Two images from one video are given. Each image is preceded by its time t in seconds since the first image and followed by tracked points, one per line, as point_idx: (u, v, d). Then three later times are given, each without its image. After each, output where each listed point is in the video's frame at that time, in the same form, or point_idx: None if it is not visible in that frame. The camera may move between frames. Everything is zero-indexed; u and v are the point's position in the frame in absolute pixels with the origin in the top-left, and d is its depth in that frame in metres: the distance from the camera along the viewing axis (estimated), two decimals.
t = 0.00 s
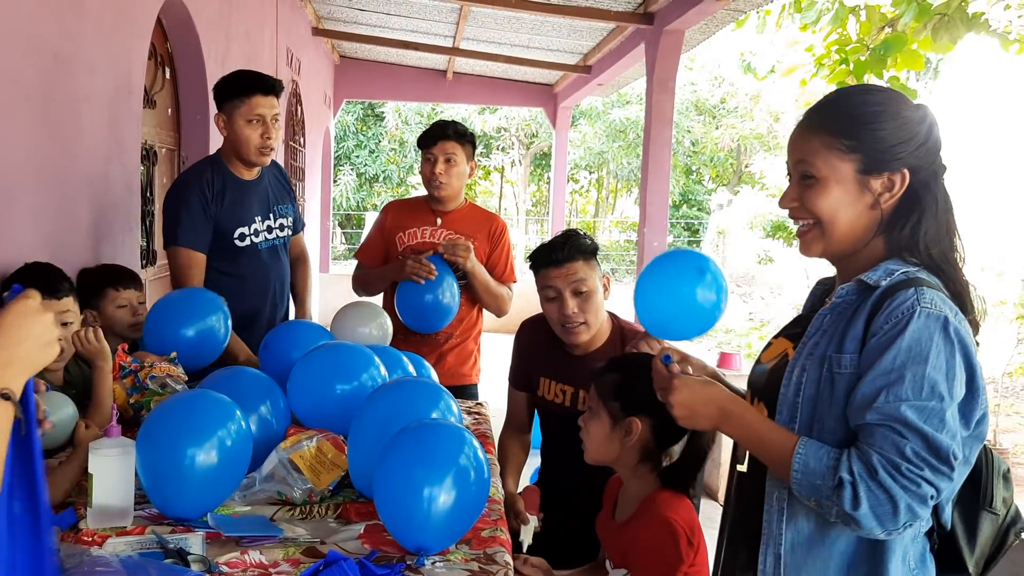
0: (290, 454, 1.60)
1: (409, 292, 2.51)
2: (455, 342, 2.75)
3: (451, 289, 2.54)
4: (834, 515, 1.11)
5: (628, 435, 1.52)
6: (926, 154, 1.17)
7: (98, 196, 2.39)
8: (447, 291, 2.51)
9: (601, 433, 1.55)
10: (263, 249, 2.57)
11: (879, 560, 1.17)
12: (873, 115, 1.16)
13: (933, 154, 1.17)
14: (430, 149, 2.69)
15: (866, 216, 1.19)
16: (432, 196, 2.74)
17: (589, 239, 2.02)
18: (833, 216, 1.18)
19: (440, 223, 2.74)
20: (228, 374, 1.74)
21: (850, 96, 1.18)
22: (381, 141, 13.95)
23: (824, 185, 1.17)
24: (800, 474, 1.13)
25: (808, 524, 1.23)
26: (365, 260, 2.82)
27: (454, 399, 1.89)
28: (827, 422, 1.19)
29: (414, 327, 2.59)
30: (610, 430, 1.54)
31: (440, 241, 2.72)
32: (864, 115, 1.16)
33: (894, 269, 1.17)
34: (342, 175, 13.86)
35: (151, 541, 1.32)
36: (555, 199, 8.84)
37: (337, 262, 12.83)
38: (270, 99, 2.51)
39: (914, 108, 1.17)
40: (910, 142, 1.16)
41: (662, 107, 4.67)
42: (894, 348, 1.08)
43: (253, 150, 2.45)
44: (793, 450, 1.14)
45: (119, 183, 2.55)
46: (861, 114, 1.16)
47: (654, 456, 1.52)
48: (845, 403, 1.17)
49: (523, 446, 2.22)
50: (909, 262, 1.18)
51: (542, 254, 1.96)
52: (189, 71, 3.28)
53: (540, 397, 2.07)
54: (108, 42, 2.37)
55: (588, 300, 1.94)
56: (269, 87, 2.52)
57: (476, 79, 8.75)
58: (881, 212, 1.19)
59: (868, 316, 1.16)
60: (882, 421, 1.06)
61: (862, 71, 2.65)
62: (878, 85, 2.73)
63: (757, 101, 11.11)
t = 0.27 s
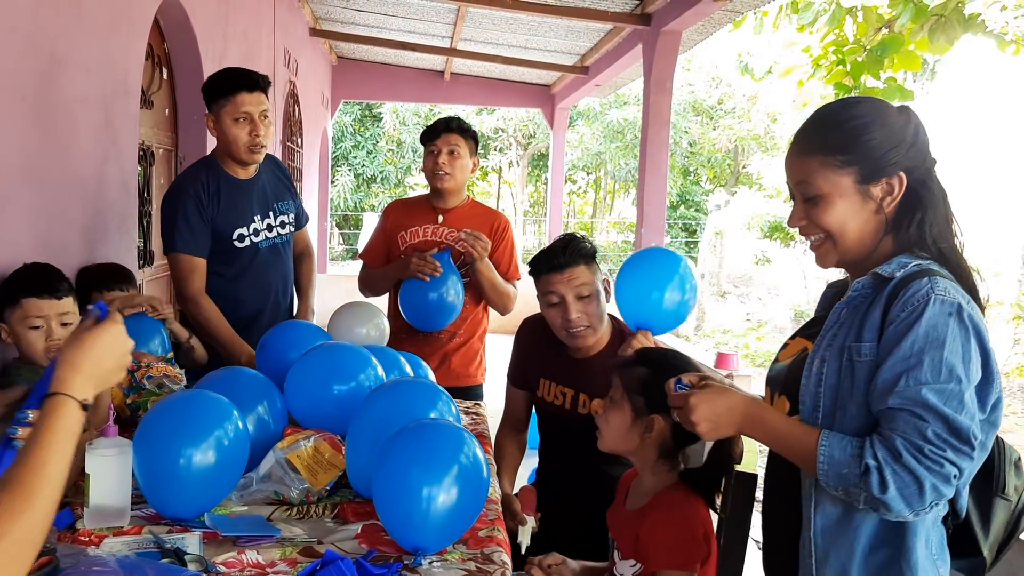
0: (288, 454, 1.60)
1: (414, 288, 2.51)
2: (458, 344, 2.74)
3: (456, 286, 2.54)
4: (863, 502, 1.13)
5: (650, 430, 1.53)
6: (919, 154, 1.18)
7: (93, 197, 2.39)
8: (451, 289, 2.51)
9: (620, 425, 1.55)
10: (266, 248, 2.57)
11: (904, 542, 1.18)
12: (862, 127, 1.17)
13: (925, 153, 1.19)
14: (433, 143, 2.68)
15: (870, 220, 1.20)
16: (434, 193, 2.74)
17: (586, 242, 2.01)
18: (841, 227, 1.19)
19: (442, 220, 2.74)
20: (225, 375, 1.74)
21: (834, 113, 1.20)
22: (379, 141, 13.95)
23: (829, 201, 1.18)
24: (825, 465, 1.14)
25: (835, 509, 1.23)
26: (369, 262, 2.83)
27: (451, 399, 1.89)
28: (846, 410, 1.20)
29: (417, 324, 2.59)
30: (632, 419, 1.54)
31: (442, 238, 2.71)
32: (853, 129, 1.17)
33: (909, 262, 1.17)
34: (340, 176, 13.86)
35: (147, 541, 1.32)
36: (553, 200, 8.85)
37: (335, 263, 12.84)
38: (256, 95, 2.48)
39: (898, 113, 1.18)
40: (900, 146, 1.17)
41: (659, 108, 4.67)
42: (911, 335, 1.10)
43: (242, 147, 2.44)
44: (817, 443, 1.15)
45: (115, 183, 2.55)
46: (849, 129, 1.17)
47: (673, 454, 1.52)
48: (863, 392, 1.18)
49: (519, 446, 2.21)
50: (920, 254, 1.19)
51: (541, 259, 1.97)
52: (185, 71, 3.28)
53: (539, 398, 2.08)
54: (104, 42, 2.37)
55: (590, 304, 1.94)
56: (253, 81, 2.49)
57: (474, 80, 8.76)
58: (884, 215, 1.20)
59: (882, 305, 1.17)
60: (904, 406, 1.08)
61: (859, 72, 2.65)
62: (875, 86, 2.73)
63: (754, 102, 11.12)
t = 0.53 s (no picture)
0: (285, 453, 1.59)
1: (413, 290, 2.51)
2: (460, 341, 2.73)
3: (457, 289, 2.53)
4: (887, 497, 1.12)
5: (663, 428, 1.53)
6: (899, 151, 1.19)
7: (91, 196, 2.38)
8: (451, 291, 2.51)
9: (634, 418, 1.55)
10: (265, 244, 2.57)
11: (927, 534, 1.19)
12: (840, 138, 1.17)
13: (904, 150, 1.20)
14: (431, 145, 2.68)
15: (867, 224, 1.20)
16: (435, 193, 2.74)
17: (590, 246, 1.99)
18: (843, 237, 1.19)
19: (443, 220, 2.73)
20: (220, 374, 1.73)
21: (807, 129, 1.20)
22: (377, 142, 13.95)
23: (825, 217, 1.18)
24: (848, 462, 1.14)
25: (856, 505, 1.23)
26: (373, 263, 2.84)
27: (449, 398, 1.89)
28: (865, 405, 1.20)
29: (417, 327, 2.59)
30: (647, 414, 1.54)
31: (443, 239, 2.71)
32: (832, 142, 1.17)
33: (921, 259, 1.17)
34: (338, 177, 13.85)
35: (144, 539, 1.32)
36: (551, 200, 8.84)
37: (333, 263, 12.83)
38: (246, 91, 2.46)
39: (870, 118, 1.19)
40: (880, 149, 1.18)
41: (657, 107, 4.67)
42: (930, 329, 1.10)
43: (232, 144, 2.43)
44: (838, 440, 1.15)
45: (113, 183, 2.55)
46: (829, 142, 1.17)
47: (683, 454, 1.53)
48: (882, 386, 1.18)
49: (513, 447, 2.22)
50: (929, 252, 1.19)
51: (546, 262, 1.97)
52: (183, 70, 3.28)
53: (536, 401, 2.07)
54: (102, 41, 2.37)
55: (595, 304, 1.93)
56: (243, 78, 2.47)
57: (472, 80, 8.76)
58: (879, 217, 1.20)
59: (899, 301, 1.17)
60: (926, 400, 1.08)
61: (858, 72, 2.65)
62: (873, 85, 2.73)
63: (752, 103, 11.12)
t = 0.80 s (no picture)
0: (282, 453, 1.58)
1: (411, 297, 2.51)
2: (462, 342, 2.73)
3: (454, 292, 2.53)
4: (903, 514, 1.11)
5: (672, 426, 1.52)
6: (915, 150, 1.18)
7: (88, 196, 2.38)
8: (448, 295, 2.50)
9: (643, 416, 1.54)
10: (262, 241, 2.55)
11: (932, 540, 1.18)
12: (857, 130, 1.16)
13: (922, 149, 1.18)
14: (431, 147, 2.68)
15: (879, 221, 1.19)
16: (435, 195, 2.73)
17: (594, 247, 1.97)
18: (851, 230, 1.18)
19: (445, 221, 2.72)
20: (220, 373, 1.73)
21: (825, 120, 1.20)
22: (375, 142, 13.95)
23: (835, 208, 1.18)
24: (862, 486, 1.12)
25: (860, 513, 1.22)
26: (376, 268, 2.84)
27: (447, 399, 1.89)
28: (872, 409, 1.18)
29: (416, 332, 2.59)
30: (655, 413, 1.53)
31: (444, 240, 2.70)
32: (847, 134, 1.17)
33: (928, 261, 1.15)
34: (336, 177, 13.84)
35: (140, 540, 1.31)
36: (550, 200, 8.84)
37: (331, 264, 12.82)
38: (242, 89, 2.47)
39: (891, 113, 1.18)
40: (896, 144, 1.17)
41: (656, 107, 4.68)
42: (940, 339, 1.08)
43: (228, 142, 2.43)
44: (848, 464, 1.13)
45: (110, 183, 2.54)
46: (844, 135, 1.17)
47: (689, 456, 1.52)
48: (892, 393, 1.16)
49: (509, 449, 2.22)
50: (937, 253, 1.17)
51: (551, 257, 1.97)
52: (181, 70, 3.27)
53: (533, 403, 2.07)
54: (99, 40, 2.36)
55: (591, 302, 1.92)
56: (238, 76, 2.47)
57: (471, 80, 8.76)
58: (891, 215, 1.19)
59: (907, 306, 1.15)
60: (938, 413, 1.06)
61: (857, 72, 2.65)
62: (872, 85, 2.73)
63: (751, 103, 11.13)
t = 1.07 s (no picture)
0: (279, 456, 1.58)
1: (410, 297, 2.52)
2: (461, 342, 2.73)
3: (453, 294, 2.54)
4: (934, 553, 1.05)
5: (669, 427, 1.53)
6: (944, 153, 1.15)
7: (85, 198, 2.38)
8: (448, 296, 2.51)
9: (639, 416, 1.54)
10: (257, 242, 2.53)
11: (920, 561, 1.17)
12: (888, 122, 1.14)
13: (951, 154, 1.15)
14: (429, 150, 2.68)
15: (894, 221, 1.17)
16: (434, 197, 2.73)
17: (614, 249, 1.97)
18: (862, 226, 1.17)
19: (443, 223, 2.73)
20: (217, 377, 1.73)
21: (861, 106, 1.18)
22: (374, 142, 13.95)
23: (849, 200, 1.16)
24: (892, 539, 1.03)
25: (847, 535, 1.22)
26: (376, 270, 2.86)
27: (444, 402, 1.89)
28: (869, 419, 1.17)
29: (414, 332, 2.60)
30: (651, 413, 1.54)
31: (443, 241, 2.71)
32: (877, 124, 1.14)
33: (939, 272, 1.14)
34: (335, 177, 13.85)
35: (137, 544, 1.31)
36: (548, 201, 8.85)
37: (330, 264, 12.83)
38: (244, 95, 2.49)
39: (922, 110, 1.16)
40: (924, 143, 1.14)
41: (654, 109, 4.68)
42: (958, 356, 1.05)
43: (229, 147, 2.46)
44: (874, 516, 1.04)
45: (108, 185, 2.54)
46: (874, 124, 1.15)
47: (683, 453, 1.55)
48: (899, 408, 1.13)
49: (503, 451, 2.23)
50: (950, 262, 1.16)
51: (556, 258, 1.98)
52: (179, 72, 3.28)
53: (524, 400, 2.07)
54: (96, 43, 2.36)
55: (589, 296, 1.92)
56: (241, 82, 2.51)
57: (469, 81, 8.77)
58: (907, 216, 1.17)
59: (917, 319, 1.13)
60: (963, 435, 1.02)
61: (854, 75, 2.66)
62: (869, 88, 2.74)
63: (750, 104, 11.13)
